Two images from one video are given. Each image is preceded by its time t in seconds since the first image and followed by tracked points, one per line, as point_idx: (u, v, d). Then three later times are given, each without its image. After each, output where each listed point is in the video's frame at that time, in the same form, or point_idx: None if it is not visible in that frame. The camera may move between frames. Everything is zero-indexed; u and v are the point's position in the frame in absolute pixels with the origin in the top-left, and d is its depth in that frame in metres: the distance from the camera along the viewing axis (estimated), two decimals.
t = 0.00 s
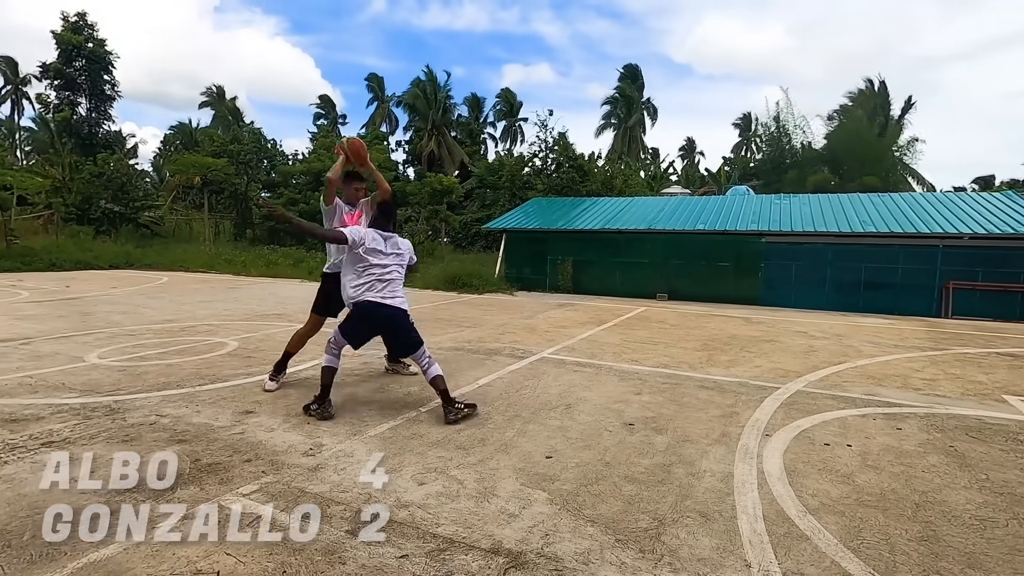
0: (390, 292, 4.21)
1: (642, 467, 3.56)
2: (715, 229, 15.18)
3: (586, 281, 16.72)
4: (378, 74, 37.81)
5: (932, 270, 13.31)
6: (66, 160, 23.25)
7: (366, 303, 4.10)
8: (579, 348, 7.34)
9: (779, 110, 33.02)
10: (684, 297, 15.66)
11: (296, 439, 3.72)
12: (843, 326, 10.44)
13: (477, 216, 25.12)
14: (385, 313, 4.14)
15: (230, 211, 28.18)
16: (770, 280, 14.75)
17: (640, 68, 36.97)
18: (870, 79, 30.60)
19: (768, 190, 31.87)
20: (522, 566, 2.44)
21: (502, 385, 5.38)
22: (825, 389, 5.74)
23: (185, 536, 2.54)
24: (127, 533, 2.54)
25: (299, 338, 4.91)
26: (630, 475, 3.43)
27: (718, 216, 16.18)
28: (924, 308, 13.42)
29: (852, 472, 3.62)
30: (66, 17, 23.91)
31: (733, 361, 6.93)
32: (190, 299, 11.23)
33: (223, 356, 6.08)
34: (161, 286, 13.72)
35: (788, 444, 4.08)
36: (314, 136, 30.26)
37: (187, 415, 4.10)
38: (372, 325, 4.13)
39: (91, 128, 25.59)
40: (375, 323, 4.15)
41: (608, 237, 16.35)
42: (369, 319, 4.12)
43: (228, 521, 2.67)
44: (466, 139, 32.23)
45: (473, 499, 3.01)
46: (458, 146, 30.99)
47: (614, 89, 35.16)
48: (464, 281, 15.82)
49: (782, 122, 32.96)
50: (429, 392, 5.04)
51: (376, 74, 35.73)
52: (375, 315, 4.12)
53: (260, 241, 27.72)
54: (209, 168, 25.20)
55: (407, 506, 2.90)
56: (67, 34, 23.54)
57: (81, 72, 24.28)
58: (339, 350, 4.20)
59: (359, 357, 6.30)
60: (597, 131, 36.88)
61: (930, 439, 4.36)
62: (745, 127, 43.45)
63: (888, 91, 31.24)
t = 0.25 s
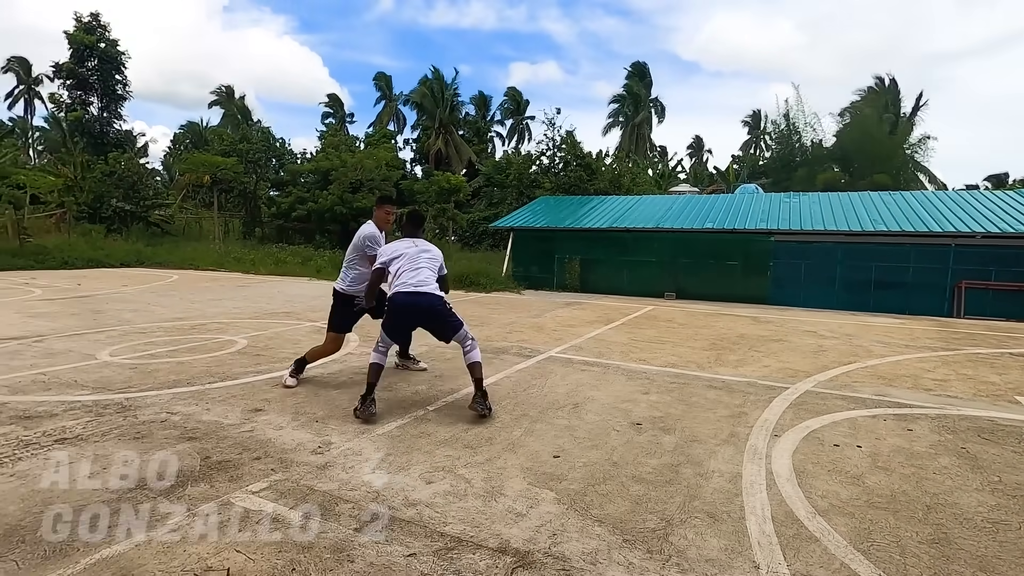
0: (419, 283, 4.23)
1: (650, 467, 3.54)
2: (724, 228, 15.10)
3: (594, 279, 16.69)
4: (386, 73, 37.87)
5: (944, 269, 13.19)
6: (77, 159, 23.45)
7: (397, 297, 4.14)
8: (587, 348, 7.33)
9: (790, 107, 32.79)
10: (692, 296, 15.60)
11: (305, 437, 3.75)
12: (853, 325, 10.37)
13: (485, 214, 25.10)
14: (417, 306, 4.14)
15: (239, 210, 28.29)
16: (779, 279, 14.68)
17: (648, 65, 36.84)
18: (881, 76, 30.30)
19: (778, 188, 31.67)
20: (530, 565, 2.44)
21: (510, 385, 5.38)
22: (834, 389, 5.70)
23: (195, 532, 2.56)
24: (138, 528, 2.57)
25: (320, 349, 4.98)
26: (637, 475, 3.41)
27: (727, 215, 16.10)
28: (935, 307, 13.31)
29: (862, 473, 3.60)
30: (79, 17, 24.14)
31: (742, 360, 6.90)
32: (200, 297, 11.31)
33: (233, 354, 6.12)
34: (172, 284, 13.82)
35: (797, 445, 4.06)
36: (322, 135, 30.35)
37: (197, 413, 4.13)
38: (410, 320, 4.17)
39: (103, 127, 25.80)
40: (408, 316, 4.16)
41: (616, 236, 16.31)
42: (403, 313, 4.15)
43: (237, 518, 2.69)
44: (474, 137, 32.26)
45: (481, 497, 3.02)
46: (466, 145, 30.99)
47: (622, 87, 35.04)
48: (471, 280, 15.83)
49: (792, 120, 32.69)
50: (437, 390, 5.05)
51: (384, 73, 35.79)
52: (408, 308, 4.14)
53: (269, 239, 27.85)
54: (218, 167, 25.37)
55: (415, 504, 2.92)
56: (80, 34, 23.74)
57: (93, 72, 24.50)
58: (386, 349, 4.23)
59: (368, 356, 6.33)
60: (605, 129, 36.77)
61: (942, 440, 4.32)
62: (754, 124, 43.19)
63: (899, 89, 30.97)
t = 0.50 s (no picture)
0: (452, 296, 4.24)
1: (655, 467, 3.53)
2: (731, 227, 15.04)
3: (599, 279, 16.66)
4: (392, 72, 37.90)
5: (953, 269, 13.10)
6: (87, 159, 23.61)
7: (433, 311, 4.13)
8: (592, 347, 7.32)
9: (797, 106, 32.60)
10: (698, 295, 15.55)
11: (310, 436, 3.76)
12: (861, 325, 10.31)
13: (490, 213, 25.08)
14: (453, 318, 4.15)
15: (246, 209, 28.39)
16: (786, 279, 14.61)
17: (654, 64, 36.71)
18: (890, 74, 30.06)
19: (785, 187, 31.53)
20: (534, 565, 2.44)
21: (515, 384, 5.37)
22: (842, 390, 5.67)
23: (201, 530, 2.58)
24: (145, 525, 2.59)
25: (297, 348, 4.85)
26: (642, 475, 3.40)
27: (734, 214, 16.03)
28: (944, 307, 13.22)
29: (868, 474, 3.57)
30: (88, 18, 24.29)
31: (748, 360, 6.87)
32: (207, 295, 11.37)
33: (240, 352, 6.15)
34: (179, 283, 13.90)
35: (803, 445, 4.04)
36: (329, 134, 30.42)
37: (204, 411, 4.15)
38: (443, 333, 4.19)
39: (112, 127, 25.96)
40: (444, 329, 4.17)
41: (622, 235, 16.28)
42: (438, 326, 4.15)
43: (243, 516, 2.71)
44: (479, 136, 32.25)
45: (485, 497, 3.02)
46: (472, 144, 30.99)
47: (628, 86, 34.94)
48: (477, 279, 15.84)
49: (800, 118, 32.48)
50: (442, 390, 5.05)
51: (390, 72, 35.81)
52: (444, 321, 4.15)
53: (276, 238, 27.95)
54: (225, 167, 25.49)
55: (419, 503, 2.92)
56: (89, 35, 23.87)
57: (102, 73, 24.64)
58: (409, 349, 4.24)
59: (373, 355, 6.34)
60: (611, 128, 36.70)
61: (950, 442, 4.29)
62: (761, 123, 42.98)
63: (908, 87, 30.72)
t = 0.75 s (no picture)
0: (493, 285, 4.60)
1: (664, 463, 3.54)
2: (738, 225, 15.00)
3: (606, 277, 16.64)
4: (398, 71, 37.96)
5: (963, 267, 13.02)
6: (96, 159, 23.78)
7: (499, 303, 4.49)
8: (599, 345, 7.33)
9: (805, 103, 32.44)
10: (705, 294, 15.52)
11: (321, 432, 3.79)
12: (870, 323, 10.26)
13: (496, 212, 25.04)
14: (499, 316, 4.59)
15: (254, 208, 28.51)
16: (794, 277, 14.56)
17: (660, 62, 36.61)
18: (898, 71, 29.88)
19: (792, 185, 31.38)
20: (544, 559, 2.46)
21: (523, 381, 5.39)
22: (851, 388, 5.66)
23: (214, 524, 2.61)
24: (160, 518, 2.63)
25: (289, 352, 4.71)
26: (651, 472, 3.41)
27: (741, 212, 16.00)
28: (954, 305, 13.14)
29: (878, 471, 3.57)
30: (98, 19, 24.46)
31: (756, 358, 6.87)
32: (216, 294, 11.44)
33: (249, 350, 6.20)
34: (188, 281, 13.99)
35: (813, 442, 4.03)
36: (335, 134, 30.49)
37: (215, 408, 4.19)
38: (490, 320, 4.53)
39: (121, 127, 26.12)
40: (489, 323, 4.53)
41: (629, 234, 16.26)
42: (487, 324, 4.48)
43: (257, 510, 2.74)
44: (485, 135, 32.26)
45: (495, 492, 3.04)
46: (478, 143, 30.99)
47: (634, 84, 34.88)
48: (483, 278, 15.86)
49: (808, 116, 32.32)
50: (450, 387, 5.08)
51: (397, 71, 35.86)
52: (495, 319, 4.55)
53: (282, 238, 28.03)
54: (233, 166, 25.62)
55: (430, 498, 2.95)
56: (99, 36, 24.06)
57: (112, 74, 24.84)
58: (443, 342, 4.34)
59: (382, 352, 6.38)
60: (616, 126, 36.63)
61: (960, 439, 4.27)
62: (768, 121, 42.78)
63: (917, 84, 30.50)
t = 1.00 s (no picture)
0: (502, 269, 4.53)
1: (666, 452, 3.60)
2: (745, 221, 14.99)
3: (613, 273, 16.67)
4: (406, 69, 38.04)
5: (972, 261, 12.95)
6: (108, 157, 24.04)
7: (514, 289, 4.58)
8: (605, 339, 7.39)
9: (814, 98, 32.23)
10: (712, 290, 15.52)
11: (330, 422, 3.88)
12: (877, 318, 10.25)
13: (504, 208, 25.04)
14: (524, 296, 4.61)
15: (263, 206, 28.71)
16: (801, 272, 14.54)
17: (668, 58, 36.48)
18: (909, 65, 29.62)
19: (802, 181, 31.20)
20: (547, 541, 2.52)
21: (528, 374, 5.46)
22: (855, 381, 5.68)
23: (227, 506, 2.70)
24: (176, 502, 2.72)
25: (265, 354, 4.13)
26: (653, 460, 3.47)
27: (748, 207, 15.98)
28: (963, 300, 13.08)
29: (879, 461, 3.60)
30: (109, 18, 24.71)
31: (761, 352, 6.90)
32: (226, 290, 11.59)
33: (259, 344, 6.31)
34: (198, 278, 14.17)
35: (815, 433, 4.07)
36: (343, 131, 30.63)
37: (227, 398, 4.29)
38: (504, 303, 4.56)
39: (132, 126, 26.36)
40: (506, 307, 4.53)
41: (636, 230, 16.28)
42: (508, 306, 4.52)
43: (268, 495, 2.82)
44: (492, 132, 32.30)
45: (500, 479, 3.11)
46: (485, 140, 31.03)
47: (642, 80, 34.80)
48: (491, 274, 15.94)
49: (818, 111, 32.11)
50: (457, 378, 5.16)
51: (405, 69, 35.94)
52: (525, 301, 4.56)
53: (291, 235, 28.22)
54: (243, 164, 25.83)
55: (435, 484, 3.02)
56: (110, 36, 24.31)
57: (123, 73, 25.08)
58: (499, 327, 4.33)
59: (390, 346, 6.47)
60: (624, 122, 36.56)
61: (963, 430, 4.29)
62: (777, 116, 42.52)
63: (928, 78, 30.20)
